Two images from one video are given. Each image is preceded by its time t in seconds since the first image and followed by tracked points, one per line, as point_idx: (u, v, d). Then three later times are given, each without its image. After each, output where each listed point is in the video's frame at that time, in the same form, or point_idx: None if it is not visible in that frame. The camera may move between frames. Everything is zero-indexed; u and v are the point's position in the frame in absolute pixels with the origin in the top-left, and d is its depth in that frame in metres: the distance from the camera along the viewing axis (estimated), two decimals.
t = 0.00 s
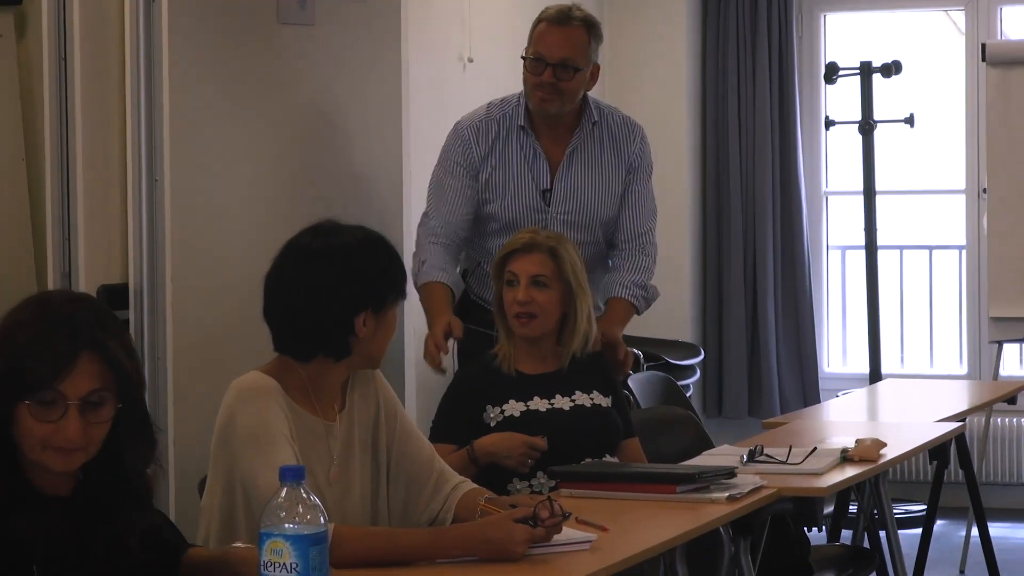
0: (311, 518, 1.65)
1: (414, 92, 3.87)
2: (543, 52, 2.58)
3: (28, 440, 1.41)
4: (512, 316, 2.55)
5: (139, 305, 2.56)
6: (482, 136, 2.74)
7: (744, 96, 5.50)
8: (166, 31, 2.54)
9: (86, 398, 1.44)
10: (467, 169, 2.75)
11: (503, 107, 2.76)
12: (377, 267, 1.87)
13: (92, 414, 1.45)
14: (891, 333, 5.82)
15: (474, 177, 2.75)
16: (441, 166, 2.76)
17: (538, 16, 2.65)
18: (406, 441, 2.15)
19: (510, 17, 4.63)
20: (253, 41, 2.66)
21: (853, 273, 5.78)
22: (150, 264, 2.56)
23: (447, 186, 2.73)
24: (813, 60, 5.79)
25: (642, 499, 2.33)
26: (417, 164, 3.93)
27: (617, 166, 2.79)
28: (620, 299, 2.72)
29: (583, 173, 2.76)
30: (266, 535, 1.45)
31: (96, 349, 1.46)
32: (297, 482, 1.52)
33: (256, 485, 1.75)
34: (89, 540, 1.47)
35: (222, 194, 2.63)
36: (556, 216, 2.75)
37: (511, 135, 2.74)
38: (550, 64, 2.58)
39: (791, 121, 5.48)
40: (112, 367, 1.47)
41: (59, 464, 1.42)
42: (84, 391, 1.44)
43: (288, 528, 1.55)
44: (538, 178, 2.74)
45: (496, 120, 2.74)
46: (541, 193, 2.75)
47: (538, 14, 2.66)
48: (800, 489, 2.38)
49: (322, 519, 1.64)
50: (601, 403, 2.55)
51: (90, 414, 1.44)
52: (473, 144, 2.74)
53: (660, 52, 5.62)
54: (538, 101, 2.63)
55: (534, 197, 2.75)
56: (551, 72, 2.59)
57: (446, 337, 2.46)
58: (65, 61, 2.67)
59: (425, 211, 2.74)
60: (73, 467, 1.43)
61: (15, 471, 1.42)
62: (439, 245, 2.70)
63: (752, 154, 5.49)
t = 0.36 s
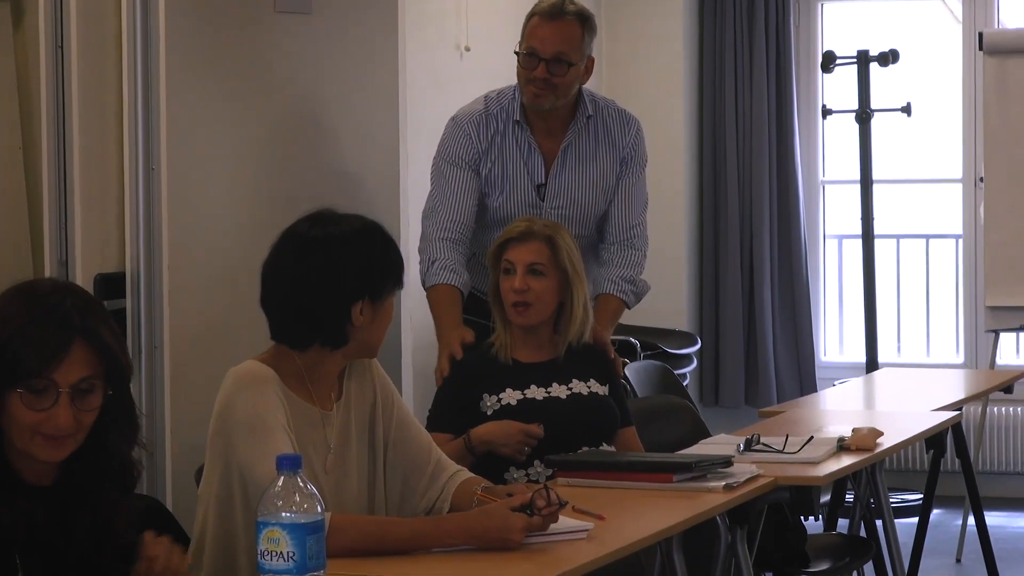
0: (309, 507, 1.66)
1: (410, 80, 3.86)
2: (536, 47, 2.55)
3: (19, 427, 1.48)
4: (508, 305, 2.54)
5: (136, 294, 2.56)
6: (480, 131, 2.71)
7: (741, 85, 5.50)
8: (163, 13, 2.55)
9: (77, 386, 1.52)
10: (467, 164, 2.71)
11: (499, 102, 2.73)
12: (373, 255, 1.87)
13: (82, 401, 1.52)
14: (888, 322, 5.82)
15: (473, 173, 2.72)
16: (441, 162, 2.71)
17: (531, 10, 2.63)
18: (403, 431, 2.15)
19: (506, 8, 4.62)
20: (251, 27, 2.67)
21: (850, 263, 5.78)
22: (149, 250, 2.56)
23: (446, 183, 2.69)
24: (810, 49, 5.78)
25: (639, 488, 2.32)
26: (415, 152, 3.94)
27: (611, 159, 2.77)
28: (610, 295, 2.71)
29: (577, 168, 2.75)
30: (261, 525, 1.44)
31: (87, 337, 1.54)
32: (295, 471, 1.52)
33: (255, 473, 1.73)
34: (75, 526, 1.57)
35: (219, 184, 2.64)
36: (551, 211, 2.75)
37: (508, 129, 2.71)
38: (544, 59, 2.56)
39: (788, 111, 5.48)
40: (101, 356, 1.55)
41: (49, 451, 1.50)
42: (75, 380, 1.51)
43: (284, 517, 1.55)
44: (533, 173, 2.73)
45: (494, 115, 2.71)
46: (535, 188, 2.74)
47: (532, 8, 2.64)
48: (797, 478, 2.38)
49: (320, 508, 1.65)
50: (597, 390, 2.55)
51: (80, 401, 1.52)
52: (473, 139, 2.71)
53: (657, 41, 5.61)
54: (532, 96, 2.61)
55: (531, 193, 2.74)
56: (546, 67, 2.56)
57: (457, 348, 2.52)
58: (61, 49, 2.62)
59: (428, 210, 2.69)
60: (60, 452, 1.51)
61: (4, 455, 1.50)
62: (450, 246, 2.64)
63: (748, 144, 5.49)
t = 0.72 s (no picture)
0: (307, 493, 1.65)
1: (408, 66, 3.86)
2: (558, 68, 2.42)
3: (17, 413, 1.50)
4: (509, 288, 2.52)
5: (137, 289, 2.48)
6: (487, 125, 2.66)
7: (740, 71, 5.49)
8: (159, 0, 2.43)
9: (76, 373, 1.54)
10: (472, 156, 2.67)
11: (506, 96, 2.68)
12: (368, 242, 1.86)
13: (79, 388, 1.55)
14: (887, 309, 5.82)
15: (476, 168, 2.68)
16: (444, 151, 2.67)
17: (549, 15, 2.45)
18: (402, 418, 2.15)
19: None
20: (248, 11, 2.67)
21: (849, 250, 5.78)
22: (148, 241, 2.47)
23: (448, 177, 2.65)
24: (809, 35, 5.78)
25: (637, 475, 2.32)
26: (413, 136, 3.94)
27: (611, 161, 2.75)
28: (603, 295, 2.70)
29: (576, 168, 2.73)
30: (260, 511, 1.44)
31: (86, 324, 1.55)
32: (293, 458, 1.52)
33: (253, 458, 1.73)
34: (65, 512, 1.59)
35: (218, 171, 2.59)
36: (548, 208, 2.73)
37: (513, 126, 2.67)
38: (566, 80, 2.44)
39: (788, 98, 5.47)
40: (99, 343, 1.57)
41: (46, 437, 1.52)
42: (75, 368, 1.53)
43: (284, 502, 1.55)
44: (534, 169, 2.71)
45: (501, 110, 2.66)
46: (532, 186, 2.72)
47: (550, 10, 2.46)
48: (796, 464, 2.37)
49: (318, 493, 1.65)
50: (595, 376, 2.55)
51: (78, 388, 1.54)
52: (478, 133, 2.66)
53: (657, 29, 5.60)
54: (549, 109, 2.52)
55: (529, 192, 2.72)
56: (566, 86, 2.45)
57: (468, 338, 2.49)
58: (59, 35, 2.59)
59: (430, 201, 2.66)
60: (59, 438, 1.54)
61: None
62: (457, 238, 2.61)
63: (747, 132, 5.48)
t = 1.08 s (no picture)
0: (313, 505, 1.68)
1: (413, 78, 3.86)
2: (587, 118, 2.41)
3: (32, 424, 1.47)
4: (517, 299, 2.52)
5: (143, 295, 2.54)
6: (496, 153, 2.62)
7: (744, 82, 5.49)
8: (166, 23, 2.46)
9: (93, 385, 1.51)
10: (478, 182, 2.63)
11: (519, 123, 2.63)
12: (376, 257, 1.86)
13: (95, 400, 1.52)
14: (891, 321, 5.81)
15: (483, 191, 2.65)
16: (452, 174, 2.63)
17: (576, 60, 2.42)
18: (407, 432, 2.14)
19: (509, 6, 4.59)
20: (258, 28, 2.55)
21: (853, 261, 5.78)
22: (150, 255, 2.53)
23: (455, 200, 2.61)
24: (813, 47, 5.79)
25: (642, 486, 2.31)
26: (419, 150, 3.95)
27: (618, 195, 2.73)
28: (605, 320, 2.68)
29: (580, 202, 2.71)
30: (265, 524, 1.44)
31: (103, 336, 1.53)
32: (298, 470, 1.53)
33: (258, 470, 1.73)
34: (75, 526, 1.54)
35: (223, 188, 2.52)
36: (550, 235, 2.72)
37: (523, 155, 2.63)
38: (593, 130, 2.43)
39: (793, 109, 5.46)
40: (116, 354, 1.55)
41: (61, 449, 1.50)
42: (92, 380, 1.51)
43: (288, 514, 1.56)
44: (540, 199, 2.68)
45: (514, 139, 2.62)
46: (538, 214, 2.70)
47: (577, 54, 2.44)
48: (801, 476, 2.36)
49: (323, 505, 1.68)
50: (600, 388, 2.55)
51: (95, 401, 1.52)
52: (487, 159, 2.62)
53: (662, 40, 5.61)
54: (572, 154, 2.50)
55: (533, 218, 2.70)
56: (593, 135, 2.44)
57: (473, 351, 2.49)
58: (65, 46, 2.67)
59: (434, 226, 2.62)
60: (72, 451, 1.51)
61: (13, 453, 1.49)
62: (458, 263, 2.60)
63: (751, 142, 5.48)
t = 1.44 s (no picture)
0: (310, 531, 1.63)
1: (410, 105, 3.87)
2: (588, 147, 2.43)
3: (48, 451, 1.45)
4: (514, 325, 2.52)
5: (140, 324, 2.51)
6: (492, 182, 2.63)
7: (741, 108, 5.50)
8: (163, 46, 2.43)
9: (111, 416, 1.48)
10: (474, 211, 2.64)
11: (514, 152, 2.65)
12: (372, 286, 1.83)
13: (113, 430, 1.49)
14: (887, 347, 5.81)
15: (478, 219, 2.65)
16: (446, 202, 2.63)
17: (574, 91, 2.45)
18: (404, 457, 2.11)
19: (506, 32, 4.60)
20: (256, 53, 2.54)
21: (850, 286, 5.78)
22: (148, 278, 2.50)
23: (450, 228, 2.61)
24: (810, 73, 5.78)
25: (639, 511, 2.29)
26: (415, 178, 3.95)
27: (610, 223, 2.76)
28: (597, 346, 2.69)
29: (575, 230, 2.74)
30: (261, 550, 1.44)
31: (124, 366, 1.51)
32: (295, 495, 1.49)
33: (256, 496, 1.72)
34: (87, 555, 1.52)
35: (220, 215, 2.51)
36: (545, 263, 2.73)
37: (519, 183, 2.64)
38: (593, 160, 2.45)
39: (789, 134, 5.49)
40: (137, 387, 1.52)
41: (76, 478, 1.47)
42: (111, 411, 1.48)
43: (284, 542, 1.53)
44: (535, 227, 2.70)
45: (508, 167, 2.63)
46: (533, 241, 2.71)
47: (574, 85, 2.46)
48: (797, 502, 2.36)
49: (320, 532, 1.63)
50: (596, 415, 2.55)
51: (112, 432, 1.49)
52: (483, 187, 2.63)
53: (658, 62, 5.59)
54: (571, 183, 2.52)
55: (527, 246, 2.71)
56: (594, 165, 2.46)
57: (468, 377, 2.48)
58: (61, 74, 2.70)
59: (428, 255, 2.62)
60: (88, 482, 1.48)
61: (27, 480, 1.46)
62: (453, 292, 2.59)
63: (748, 165, 5.49)
